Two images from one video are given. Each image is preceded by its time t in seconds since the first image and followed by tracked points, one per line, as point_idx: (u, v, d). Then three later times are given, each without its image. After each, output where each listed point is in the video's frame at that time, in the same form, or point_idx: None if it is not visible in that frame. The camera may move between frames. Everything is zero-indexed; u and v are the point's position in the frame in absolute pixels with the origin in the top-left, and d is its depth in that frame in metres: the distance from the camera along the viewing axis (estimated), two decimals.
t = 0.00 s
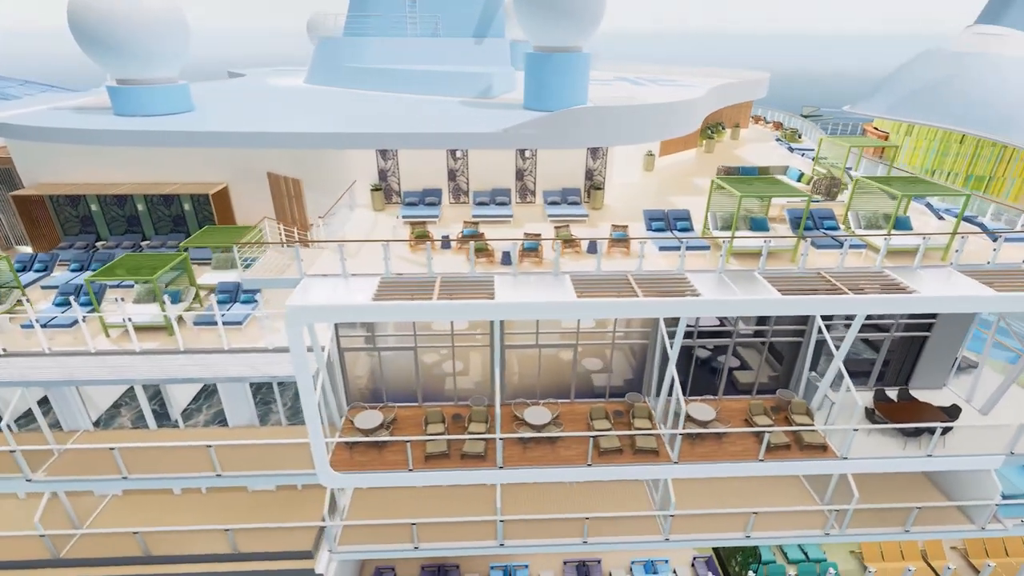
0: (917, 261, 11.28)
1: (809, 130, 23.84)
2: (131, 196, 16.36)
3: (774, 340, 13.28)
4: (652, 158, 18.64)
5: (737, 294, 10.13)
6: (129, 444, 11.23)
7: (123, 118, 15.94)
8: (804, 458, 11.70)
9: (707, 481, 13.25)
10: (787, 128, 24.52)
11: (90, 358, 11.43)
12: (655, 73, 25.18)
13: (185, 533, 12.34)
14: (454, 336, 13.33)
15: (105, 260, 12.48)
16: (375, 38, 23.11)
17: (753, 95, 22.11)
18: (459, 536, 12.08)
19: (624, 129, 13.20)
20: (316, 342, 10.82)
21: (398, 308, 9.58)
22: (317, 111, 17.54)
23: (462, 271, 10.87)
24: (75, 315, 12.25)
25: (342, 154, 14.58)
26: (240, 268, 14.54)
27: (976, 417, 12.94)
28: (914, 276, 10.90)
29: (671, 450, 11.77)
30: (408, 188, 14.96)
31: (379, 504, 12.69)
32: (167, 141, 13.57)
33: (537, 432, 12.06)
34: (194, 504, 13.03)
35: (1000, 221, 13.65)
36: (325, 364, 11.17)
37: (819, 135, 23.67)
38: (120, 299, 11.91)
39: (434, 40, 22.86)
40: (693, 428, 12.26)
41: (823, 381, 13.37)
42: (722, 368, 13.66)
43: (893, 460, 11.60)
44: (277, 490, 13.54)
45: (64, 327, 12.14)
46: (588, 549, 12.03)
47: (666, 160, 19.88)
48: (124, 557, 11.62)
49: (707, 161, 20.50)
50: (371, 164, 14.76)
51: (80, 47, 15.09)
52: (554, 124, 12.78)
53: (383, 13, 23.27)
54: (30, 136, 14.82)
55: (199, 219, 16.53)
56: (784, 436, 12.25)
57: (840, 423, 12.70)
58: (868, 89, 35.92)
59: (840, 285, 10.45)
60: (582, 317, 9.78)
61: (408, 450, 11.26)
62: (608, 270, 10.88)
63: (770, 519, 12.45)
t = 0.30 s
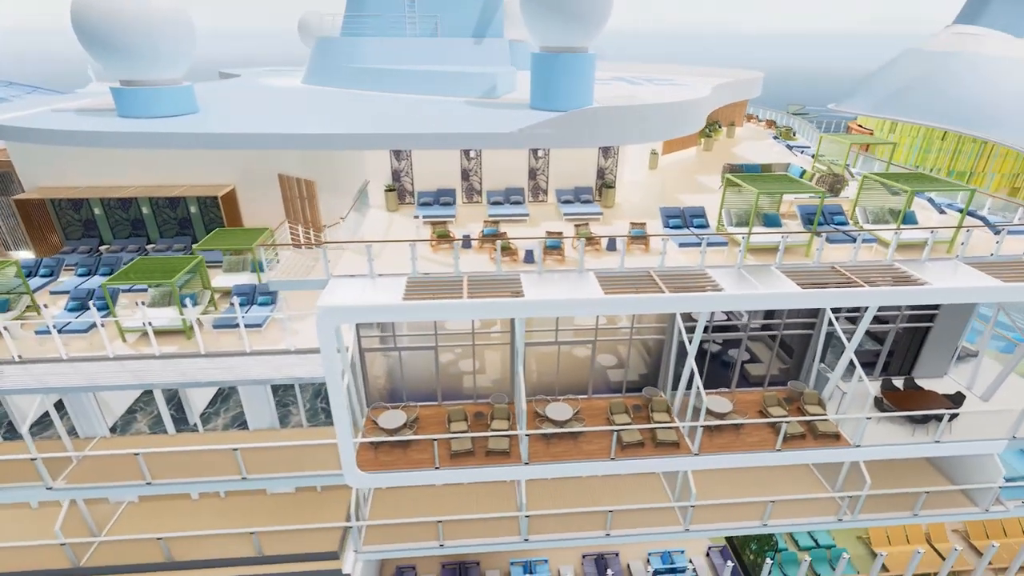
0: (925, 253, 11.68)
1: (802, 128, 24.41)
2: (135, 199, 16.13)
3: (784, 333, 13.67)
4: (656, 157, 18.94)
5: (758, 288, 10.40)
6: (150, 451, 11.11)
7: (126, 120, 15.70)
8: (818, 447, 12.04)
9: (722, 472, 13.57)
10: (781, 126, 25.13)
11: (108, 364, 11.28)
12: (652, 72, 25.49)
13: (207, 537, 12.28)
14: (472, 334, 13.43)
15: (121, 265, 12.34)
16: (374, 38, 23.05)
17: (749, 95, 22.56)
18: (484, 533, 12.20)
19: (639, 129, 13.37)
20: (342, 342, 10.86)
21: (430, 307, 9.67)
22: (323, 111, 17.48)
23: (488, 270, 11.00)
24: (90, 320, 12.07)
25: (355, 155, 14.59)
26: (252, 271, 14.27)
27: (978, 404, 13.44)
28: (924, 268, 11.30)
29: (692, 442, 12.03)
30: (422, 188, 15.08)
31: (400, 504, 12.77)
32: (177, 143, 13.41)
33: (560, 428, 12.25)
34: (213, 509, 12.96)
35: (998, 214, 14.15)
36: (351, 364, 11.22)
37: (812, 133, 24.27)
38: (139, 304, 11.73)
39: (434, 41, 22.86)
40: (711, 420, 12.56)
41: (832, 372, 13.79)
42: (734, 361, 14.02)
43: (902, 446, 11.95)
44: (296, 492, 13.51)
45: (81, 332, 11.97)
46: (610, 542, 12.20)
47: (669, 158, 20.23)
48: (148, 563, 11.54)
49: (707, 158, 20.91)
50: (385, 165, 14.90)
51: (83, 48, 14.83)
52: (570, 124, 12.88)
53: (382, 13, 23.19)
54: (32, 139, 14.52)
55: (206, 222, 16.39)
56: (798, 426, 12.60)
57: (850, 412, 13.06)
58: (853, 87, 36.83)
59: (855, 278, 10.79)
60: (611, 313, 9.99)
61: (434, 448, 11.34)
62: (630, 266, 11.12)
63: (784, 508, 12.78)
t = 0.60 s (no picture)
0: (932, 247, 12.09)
1: (796, 125, 24.98)
2: (142, 202, 15.96)
3: (793, 326, 14.06)
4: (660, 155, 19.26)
5: (777, 282, 10.70)
6: (175, 454, 11.08)
7: (132, 121, 15.49)
8: (831, 436, 12.42)
9: (735, 463, 13.92)
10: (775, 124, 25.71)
11: (130, 368, 11.19)
12: (649, 72, 25.80)
13: (231, 540, 12.28)
14: (491, 332, 13.56)
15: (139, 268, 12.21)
16: (374, 38, 22.97)
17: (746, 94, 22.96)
18: (509, 528, 12.36)
19: (653, 128, 13.57)
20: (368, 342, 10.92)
21: (461, 306, 9.78)
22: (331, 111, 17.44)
23: (514, 268, 11.18)
24: (109, 324, 11.94)
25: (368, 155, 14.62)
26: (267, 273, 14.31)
27: (978, 391, 13.95)
28: (931, 261, 11.71)
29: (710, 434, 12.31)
30: (437, 189, 15.27)
31: (423, 502, 12.88)
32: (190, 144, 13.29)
33: (582, 423, 12.45)
34: (234, 512, 12.95)
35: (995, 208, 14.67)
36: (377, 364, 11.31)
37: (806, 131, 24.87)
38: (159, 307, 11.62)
39: (434, 40, 22.86)
40: (727, 412, 12.87)
41: (840, 363, 14.20)
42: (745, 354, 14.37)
43: (911, 433, 12.34)
44: (317, 492, 13.52)
45: (99, 337, 11.85)
46: (631, 533, 12.43)
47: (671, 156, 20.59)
48: (174, 567, 11.52)
49: (708, 156, 21.33)
50: (399, 165, 15.01)
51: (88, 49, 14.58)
52: (585, 124, 13.04)
53: (382, 12, 23.11)
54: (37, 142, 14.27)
55: (214, 224, 16.29)
56: (811, 416, 12.97)
57: (859, 401, 13.44)
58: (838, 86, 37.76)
59: (869, 271, 11.14)
60: (638, 308, 10.21)
61: (461, 445, 11.45)
62: (651, 262, 11.38)
63: (797, 496, 13.15)
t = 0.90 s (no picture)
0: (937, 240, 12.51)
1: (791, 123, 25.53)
2: (150, 204, 15.80)
3: (803, 319, 14.44)
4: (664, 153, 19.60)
5: (794, 276, 11.02)
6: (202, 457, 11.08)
7: (139, 123, 15.30)
8: (842, 425, 12.79)
9: (748, 454, 14.28)
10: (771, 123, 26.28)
11: (154, 371, 11.12)
12: (647, 71, 26.10)
13: (255, 541, 12.29)
14: (509, 329, 13.69)
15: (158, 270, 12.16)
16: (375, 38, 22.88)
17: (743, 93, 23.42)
18: (533, 522, 12.55)
19: (665, 127, 13.82)
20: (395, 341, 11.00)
21: (491, 303, 9.91)
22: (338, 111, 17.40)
23: (538, 266, 11.36)
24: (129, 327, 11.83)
25: (382, 155, 14.66)
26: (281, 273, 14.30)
27: (979, 378, 14.45)
28: (938, 253, 12.13)
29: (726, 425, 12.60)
30: (450, 188, 15.35)
31: (446, 499, 13.00)
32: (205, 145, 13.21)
33: (603, 417, 12.67)
34: (256, 513, 12.95)
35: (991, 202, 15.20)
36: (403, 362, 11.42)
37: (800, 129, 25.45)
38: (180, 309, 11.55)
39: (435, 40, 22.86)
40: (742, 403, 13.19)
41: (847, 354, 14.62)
42: (755, 347, 14.73)
43: (918, 421, 12.74)
44: (337, 492, 13.55)
45: (119, 340, 11.74)
46: (651, 525, 12.66)
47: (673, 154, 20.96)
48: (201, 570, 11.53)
49: (708, 154, 21.73)
50: (414, 166, 15.15)
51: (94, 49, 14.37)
52: (599, 124, 13.25)
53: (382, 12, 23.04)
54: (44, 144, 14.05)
55: (224, 226, 16.20)
56: (823, 406, 13.34)
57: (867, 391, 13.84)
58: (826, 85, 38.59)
59: (881, 264, 11.52)
60: (663, 304, 10.44)
61: (487, 441, 11.58)
62: (671, 258, 11.65)
63: (808, 485, 13.51)
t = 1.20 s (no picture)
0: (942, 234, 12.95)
1: (786, 122, 26.13)
2: (160, 205, 15.68)
3: (811, 312, 14.85)
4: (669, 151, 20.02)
5: (810, 270, 11.34)
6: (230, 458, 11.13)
7: (148, 124, 15.14)
8: (852, 414, 13.17)
9: (759, 445, 14.67)
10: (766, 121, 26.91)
11: (180, 373, 11.09)
12: (644, 71, 26.42)
13: (282, 540, 12.37)
14: (528, 326, 13.85)
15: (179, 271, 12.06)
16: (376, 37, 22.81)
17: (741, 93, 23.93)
18: (555, 514, 12.78)
19: (677, 127, 14.08)
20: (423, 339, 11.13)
21: (521, 299, 10.07)
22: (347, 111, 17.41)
23: (561, 262, 11.57)
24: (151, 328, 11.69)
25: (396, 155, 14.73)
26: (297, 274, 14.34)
27: (979, 367, 14.95)
28: (943, 247, 12.56)
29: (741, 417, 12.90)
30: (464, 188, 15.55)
31: (470, 495, 13.17)
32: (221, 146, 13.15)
33: (622, 411, 12.93)
34: (281, 513, 13.01)
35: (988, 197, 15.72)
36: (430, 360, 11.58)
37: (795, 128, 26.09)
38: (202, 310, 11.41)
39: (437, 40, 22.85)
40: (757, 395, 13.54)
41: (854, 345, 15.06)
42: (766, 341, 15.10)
43: (925, 408, 13.12)
44: (358, 492, 13.61)
45: (143, 341, 11.60)
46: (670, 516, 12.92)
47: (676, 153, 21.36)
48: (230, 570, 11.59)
49: (709, 152, 22.16)
50: (429, 165, 15.40)
51: (103, 48, 14.16)
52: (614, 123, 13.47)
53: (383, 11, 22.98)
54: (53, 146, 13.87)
55: (235, 227, 16.16)
56: (834, 396, 13.72)
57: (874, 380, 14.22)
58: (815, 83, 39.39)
59: (892, 257, 11.89)
60: (686, 298, 10.70)
61: (513, 437, 11.74)
62: (690, 254, 11.94)
63: (819, 474, 13.88)
